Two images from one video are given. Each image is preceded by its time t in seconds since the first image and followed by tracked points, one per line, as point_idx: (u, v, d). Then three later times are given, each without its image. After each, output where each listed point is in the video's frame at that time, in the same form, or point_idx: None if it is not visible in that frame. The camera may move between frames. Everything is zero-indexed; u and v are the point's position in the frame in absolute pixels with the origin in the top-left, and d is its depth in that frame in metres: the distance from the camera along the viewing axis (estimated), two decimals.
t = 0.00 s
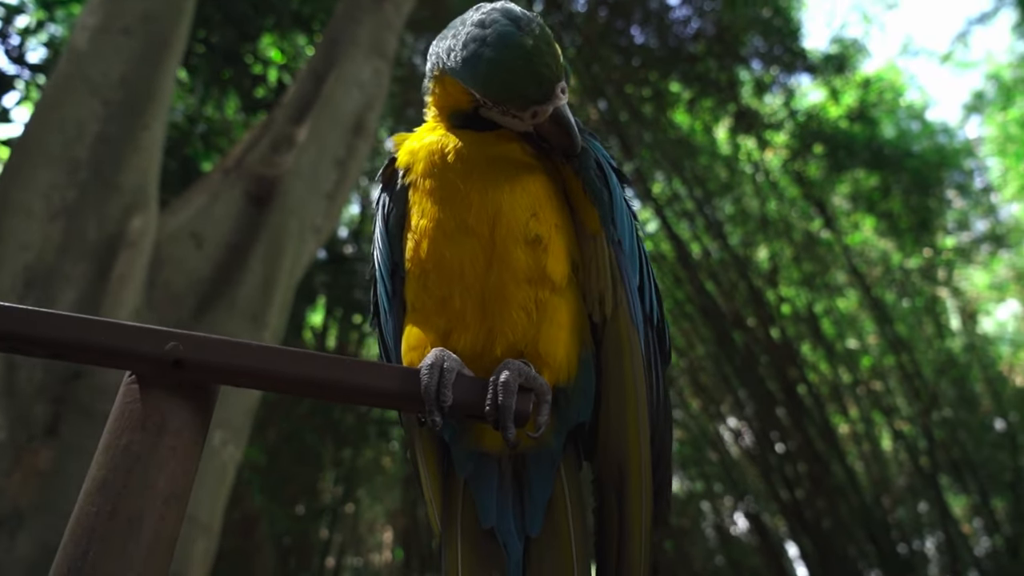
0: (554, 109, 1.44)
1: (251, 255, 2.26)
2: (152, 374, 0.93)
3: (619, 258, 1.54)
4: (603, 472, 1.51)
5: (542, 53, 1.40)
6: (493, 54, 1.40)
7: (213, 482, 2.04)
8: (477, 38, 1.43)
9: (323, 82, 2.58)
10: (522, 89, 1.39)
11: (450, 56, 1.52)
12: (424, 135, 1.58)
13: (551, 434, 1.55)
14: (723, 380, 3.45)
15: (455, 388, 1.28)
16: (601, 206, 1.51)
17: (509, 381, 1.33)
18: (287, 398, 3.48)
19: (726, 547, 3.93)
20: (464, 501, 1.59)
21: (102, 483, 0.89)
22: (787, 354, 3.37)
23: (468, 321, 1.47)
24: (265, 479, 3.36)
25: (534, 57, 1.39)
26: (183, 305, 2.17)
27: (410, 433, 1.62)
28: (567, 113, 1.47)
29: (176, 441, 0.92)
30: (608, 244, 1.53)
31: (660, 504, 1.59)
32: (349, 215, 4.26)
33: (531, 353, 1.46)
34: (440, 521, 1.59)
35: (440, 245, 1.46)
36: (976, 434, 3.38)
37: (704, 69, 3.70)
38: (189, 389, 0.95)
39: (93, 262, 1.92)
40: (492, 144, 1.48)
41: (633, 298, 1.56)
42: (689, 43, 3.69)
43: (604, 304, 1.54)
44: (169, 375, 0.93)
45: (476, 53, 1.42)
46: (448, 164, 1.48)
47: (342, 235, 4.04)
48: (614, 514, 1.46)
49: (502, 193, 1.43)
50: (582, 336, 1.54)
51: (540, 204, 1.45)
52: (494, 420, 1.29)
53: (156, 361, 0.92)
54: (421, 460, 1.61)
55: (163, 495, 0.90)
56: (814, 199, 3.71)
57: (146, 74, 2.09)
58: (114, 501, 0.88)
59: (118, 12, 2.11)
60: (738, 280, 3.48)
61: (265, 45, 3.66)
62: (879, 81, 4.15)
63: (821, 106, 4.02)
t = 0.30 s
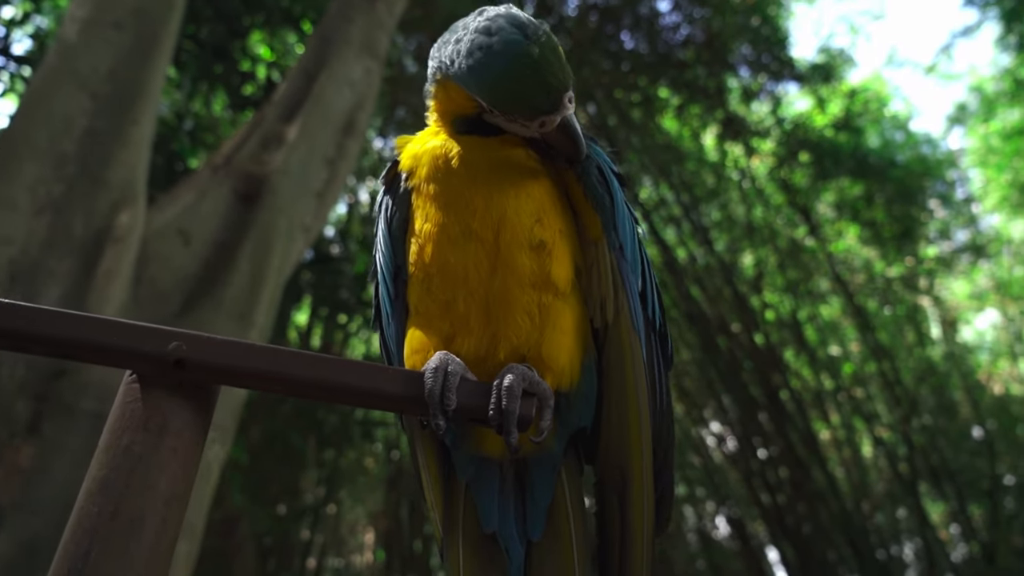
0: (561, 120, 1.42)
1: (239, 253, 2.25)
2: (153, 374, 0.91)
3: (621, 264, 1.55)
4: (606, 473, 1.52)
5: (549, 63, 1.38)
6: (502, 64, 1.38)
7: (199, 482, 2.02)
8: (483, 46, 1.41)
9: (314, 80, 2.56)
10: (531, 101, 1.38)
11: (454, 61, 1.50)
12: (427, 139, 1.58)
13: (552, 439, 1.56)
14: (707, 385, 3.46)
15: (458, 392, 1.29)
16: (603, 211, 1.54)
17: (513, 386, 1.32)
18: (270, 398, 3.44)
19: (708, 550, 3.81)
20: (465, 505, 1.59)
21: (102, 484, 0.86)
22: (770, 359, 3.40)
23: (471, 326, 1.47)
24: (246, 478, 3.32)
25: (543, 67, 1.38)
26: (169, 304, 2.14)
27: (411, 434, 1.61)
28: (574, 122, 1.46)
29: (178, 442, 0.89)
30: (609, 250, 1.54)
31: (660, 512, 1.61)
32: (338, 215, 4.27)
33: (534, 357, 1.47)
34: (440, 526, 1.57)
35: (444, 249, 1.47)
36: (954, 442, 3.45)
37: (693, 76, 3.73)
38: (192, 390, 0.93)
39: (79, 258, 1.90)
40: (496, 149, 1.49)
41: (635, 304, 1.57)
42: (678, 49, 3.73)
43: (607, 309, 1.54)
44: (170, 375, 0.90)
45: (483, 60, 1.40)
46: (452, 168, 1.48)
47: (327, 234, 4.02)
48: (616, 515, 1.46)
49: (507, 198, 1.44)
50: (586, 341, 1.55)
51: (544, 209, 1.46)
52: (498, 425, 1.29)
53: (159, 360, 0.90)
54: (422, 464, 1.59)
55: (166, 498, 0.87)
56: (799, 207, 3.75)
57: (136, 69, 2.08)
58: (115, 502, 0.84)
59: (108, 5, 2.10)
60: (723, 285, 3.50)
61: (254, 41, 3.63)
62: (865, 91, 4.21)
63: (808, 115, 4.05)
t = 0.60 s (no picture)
0: (568, 134, 1.44)
1: (223, 251, 2.23)
2: (150, 374, 0.91)
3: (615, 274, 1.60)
4: (601, 481, 1.53)
5: (557, 79, 1.41)
6: (511, 77, 1.41)
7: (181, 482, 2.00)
8: (491, 57, 1.43)
9: (302, 79, 2.56)
10: (540, 116, 1.40)
11: (455, 69, 1.51)
12: (426, 144, 1.60)
13: (548, 445, 1.55)
14: (689, 391, 3.48)
15: (457, 396, 1.29)
16: (599, 220, 1.59)
17: (512, 391, 1.34)
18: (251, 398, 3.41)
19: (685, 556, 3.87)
20: (459, 509, 1.61)
21: (96, 485, 0.86)
22: (752, 366, 3.42)
23: (470, 331, 1.49)
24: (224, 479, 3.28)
25: (551, 83, 1.41)
26: (152, 302, 2.13)
27: (409, 437, 1.63)
28: (579, 137, 1.50)
29: (172, 442, 0.89)
30: (604, 259, 1.60)
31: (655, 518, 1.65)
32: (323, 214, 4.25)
33: (530, 362, 1.48)
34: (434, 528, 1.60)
35: (444, 254, 1.48)
36: (929, 451, 3.50)
37: (679, 83, 3.76)
38: (188, 390, 0.93)
39: (61, 253, 1.87)
40: (497, 156, 1.50)
41: (630, 312, 1.61)
42: (665, 56, 3.76)
43: (603, 317, 1.57)
44: (167, 375, 0.91)
45: (490, 72, 1.43)
46: (452, 174, 1.50)
47: (311, 233, 4.00)
48: (610, 519, 1.49)
49: (508, 205, 1.46)
50: (583, 347, 1.57)
51: (544, 217, 1.49)
52: (496, 430, 1.31)
53: (156, 360, 0.90)
54: (417, 465, 1.62)
55: (160, 500, 0.87)
56: (781, 215, 3.77)
57: (121, 62, 2.06)
58: (110, 503, 0.84)
59: None
60: (705, 292, 3.52)
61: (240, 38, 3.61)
62: (847, 103, 4.25)
63: (791, 124, 4.09)
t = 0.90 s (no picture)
0: (570, 144, 1.46)
1: (209, 249, 2.22)
2: (147, 375, 0.91)
3: (613, 282, 1.63)
4: (595, 493, 1.55)
5: (561, 87, 1.43)
6: (515, 85, 1.42)
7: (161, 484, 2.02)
8: (496, 64, 1.45)
9: (292, 78, 2.56)
10: (544, 124, 1.41)
11: (458, 75, 1.52)
12: (426, 148, 1.61)
13: (545, 453, 1.56)
14: (672, 397, 3.50)
15: (456, 402, 1.31)
16: (598, 228, 1.61)
17: (511, 398, 1.37)
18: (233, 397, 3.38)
19: (665, 561, 3.89)
20: (455, 516, 1.59)
21: (92, 490, 0.86)
22: (735, 373, 3.43)
23: (468, 337, 1.50)
24: (204, 478, 3.25)
25: (556, 93, 1.42)
26: (135, 300, 2.10)
27: (405, 442, 1.62)
28: (579, 148, 1.52)
29: (170, 446, 0.90)
30: (602, 267, 1.62)
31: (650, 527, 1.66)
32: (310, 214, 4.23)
33: (529, 370, 1.50)
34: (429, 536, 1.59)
35: (444, 260, 1.49)
36: (907, 459, 3.51)
37: (667, 91, 3.78)
38: (186, 392, 0.93)
39: (44, 248, 1.86)
40: (498, 163, 1.51)
41: (627, 320, 1.63)
42: (654, 63, 3.79)
43: (601, 324, 1.59)
44: (165, 377, 0.91)
45: (495, 79, 1.44)
46: (453, 179, 1.51)
47: (297, 232, 3.97)
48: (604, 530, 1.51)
49: (508, 211, 1.47)
50: (581, 354, 1.58)
51: (544, 224, 1.50)
52: (495, 437, 1.34)
53: (154, 363, 0.90)
54: (413, 472, 1.61)
55: (156, 505, 0.87)
56: (766, 223, 3.80)
57: (109, 56, 2.06)
58: (106, 507, 0.84)
59: None
60: (689, 299, 3.54)
61: (229, 35, 3.60)
62: (833, 113, 4.29)
63: (777, 134, 4.14)
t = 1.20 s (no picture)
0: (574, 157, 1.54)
1: (194, 249, 2.20)
2: (151, 380, 0.99)
3: (613, 292, 1.71)
4: (592, 504, 1.67)
5: (568, 100, 1.51)
6: (523, 97, 1.50)
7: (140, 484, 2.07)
8: (504, 75, 1.52)
9: (281, 77, 2.55)
10: (550, 137, 1.50)
11: (465, 85, 1.60)
12: (429, 156, 1.70)
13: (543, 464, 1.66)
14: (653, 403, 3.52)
15: (458, 413, 1.37)
16: (599, 240, 1.68)
17: (512, 408, 1.45)
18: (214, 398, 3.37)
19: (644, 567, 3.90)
20: (455, 523, 1.71)
21: (93, 494, 0.93)
22: (716, 382, 3.44)
23: (471, 346, 1.58)
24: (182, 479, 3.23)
25: (562, 106, 1.50)
26: (119, 298, 2.08)
27: (404, 451, 1.72)
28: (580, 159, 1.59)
29: (168, 451, 0.98)
30: (603, 278, 1.70)
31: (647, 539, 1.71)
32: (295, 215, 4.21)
33: (528, 379, 1.58)
34: (426, 543, 1.71)
35: (447, 270, 1.57)
36: (884, 467, 3.56)
37: (655, 99, 3.81)
38: (184, 398, 1.01)
39: (27, 243, 1.85)
40: (502, 174, 1.60)
41: (626, 331, 1.72)
42: (641, 71, 3.83)
43: (600, 335, 1.69)
44: (166, 383, 0.99)
45: (504, 91, 1.51)
46: (457, 188, 1.59)
47: (282, 232, 3.95)
48: (602, 541, 1.63)
49: (511, 222, 1.55)
50: (580, 364, 1.67)
51: (546, 235, 1.59)
52: (495, 448, 1.41)
53: (158, 368, 0.98)
54: (412, 483, 1.71)
55: (153, 510, 0.95)
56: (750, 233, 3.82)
57: (96, 51, 2.06)
58: (105, 514, 0.92)
59: None
60: (673, 306, 3.55)
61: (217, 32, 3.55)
62: (817, 125, 4.34)
63: (761, 144, 4.14)
